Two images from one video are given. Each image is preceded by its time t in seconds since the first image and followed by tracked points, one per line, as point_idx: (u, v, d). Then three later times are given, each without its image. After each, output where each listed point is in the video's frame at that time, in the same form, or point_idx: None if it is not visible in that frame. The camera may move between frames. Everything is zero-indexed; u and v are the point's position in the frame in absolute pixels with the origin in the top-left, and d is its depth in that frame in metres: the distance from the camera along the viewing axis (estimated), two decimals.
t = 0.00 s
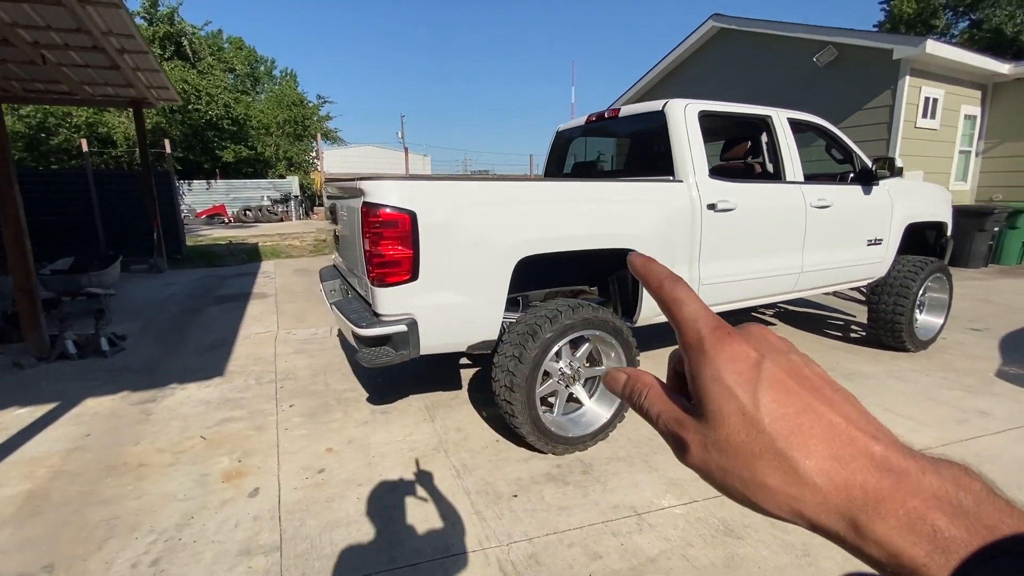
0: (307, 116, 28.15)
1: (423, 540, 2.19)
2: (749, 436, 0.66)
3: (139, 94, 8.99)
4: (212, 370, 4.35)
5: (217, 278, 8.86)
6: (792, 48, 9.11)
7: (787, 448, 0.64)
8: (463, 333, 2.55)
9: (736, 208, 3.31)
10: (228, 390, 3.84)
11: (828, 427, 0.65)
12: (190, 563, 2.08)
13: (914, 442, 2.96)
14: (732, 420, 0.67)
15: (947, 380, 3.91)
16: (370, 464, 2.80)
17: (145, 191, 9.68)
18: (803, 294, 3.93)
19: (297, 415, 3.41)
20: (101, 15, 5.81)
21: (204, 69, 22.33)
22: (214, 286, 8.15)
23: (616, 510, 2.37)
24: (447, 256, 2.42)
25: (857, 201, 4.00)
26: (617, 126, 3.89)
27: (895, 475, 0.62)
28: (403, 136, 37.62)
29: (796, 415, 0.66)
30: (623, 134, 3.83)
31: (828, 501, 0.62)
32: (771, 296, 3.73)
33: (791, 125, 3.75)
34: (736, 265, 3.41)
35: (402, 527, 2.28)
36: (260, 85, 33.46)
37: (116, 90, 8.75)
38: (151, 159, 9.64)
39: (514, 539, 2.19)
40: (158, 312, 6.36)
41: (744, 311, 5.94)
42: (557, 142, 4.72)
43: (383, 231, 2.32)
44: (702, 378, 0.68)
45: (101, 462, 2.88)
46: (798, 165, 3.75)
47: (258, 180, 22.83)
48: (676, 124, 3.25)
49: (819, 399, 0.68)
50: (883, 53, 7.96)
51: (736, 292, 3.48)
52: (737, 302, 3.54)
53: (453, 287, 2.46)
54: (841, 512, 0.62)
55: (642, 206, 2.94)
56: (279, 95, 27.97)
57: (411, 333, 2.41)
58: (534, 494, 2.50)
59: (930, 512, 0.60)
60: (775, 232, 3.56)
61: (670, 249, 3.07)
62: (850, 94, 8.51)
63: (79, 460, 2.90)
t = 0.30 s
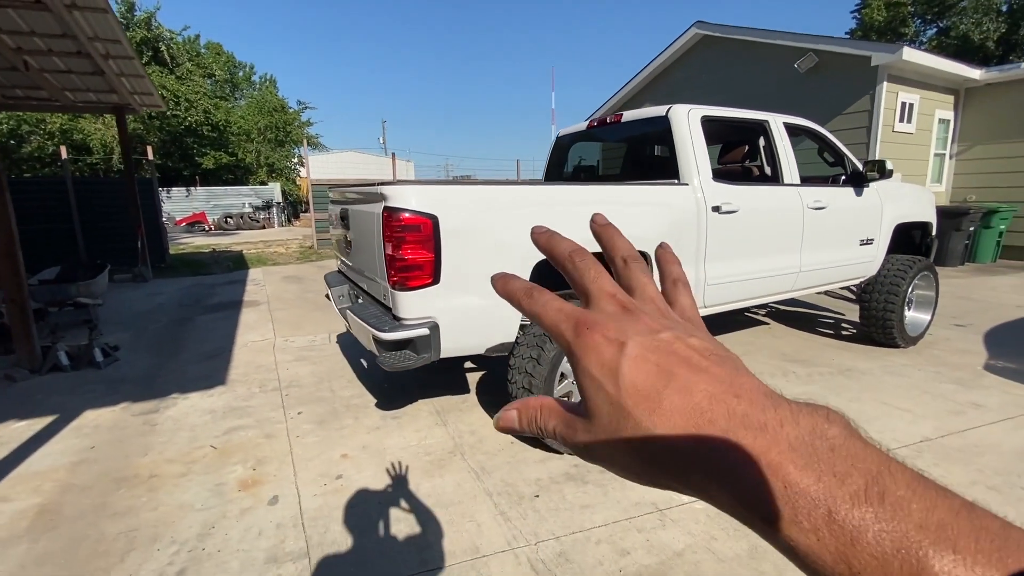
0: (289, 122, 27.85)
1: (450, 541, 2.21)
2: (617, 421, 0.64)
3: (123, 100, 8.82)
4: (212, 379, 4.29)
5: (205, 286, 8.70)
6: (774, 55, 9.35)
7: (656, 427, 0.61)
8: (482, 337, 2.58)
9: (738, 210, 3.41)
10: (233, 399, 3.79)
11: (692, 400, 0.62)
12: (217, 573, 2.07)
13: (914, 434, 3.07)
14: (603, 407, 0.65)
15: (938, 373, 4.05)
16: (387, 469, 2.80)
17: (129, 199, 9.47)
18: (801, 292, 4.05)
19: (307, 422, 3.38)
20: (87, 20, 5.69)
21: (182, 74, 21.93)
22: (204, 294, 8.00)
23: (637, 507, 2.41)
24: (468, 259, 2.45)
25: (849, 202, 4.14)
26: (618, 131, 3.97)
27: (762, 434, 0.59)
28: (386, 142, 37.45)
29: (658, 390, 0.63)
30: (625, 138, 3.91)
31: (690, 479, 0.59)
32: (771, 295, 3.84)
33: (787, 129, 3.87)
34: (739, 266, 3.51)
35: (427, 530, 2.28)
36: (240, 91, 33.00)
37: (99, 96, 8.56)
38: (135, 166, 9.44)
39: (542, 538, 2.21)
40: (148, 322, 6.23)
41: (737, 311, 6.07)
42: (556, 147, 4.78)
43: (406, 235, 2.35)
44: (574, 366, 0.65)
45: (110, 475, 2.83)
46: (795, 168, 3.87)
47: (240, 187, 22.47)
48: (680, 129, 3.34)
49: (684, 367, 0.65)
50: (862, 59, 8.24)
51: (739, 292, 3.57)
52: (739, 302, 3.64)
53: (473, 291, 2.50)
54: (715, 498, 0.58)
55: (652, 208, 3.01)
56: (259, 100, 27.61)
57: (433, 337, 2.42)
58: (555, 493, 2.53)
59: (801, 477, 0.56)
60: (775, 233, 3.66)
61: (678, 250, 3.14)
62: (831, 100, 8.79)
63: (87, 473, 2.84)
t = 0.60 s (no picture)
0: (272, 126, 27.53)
1: (472, 545, 2.22)
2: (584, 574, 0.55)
3: (107, 105, 8.65)
4: (211, 388, 4.22)
5: (193, 294, 8.55)
6: (758, 61, 9.55)
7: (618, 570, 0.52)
8: (496, 340, 2.60)
9: (738, 214, 3.49)
10: (235, 408, 3.75)
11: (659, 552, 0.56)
12: None
13: (910, 428, 3.17)
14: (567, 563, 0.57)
15: (927, 370, 4.19)
16: (400, 474, 2.79)
17: (112, 205, 9.27)
18: (796, 292, 4.15)
19: (313, 430, 3.36)
20: (73, 24, 5.58)
21: (163, 78, 21.56)
22: (192, 302, 7.86)
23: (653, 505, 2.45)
24: (483, 263, 2.47)
25: (841, 204, 4.26)
26: (618, 136, 4.04)
27: None
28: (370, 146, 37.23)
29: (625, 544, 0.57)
30: (626, 143, 3.98)
31: None
32: (768, 295, 3.93)
33: (782, 135, 3.98)
34: (739, 267, 3.59)
35: (447, 534, 2.29)
36: (220, 95, 32.51)
37: (82, 101, 8.39)
38: (119, 172, 9.25)
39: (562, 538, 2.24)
40: (138, 331, 6.11)
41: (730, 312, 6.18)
42: (554, 152, 4.84)
43: (421, 240, 2.37)
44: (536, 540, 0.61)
45: (115, 487, 2.77)
46: (790, 172, 3.98)
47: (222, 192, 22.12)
48: (682, 134, 3.42)
49: (672, 552, 0.56)
50: (843, 66, 8.48)
51: (739, 293, 3.65)
52: (739, 303, 3.72)
53: (487, 295, 2.52)
54: None
55: (658, 212, 3.06)
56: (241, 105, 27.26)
57: (449, 341, 2.44)
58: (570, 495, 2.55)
59: None
60: (772, 235, 3.76)
61: (682, 253, 3.21)
62: (813, 105, 9.03)
63: (91, 487, 2.78)
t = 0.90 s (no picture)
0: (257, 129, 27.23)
1: (482, 540, 2.25)
2: None
3: (91, 108, 8.52)
4: (207, 392, 4.19)
5: (181, 299, 8.43)
6: (742, 66, 9.77)
7: None
8: (501, 339, 2.65)
9: (732, 214, 3.59)
10: (234, 411, 3.73)
11: None
12: None
13: (899, 420, 3.28)
14: None
15: (913, 365, 4.33)
16: (406, 473, 2.81)
17: (97, 210, 9.12)
18: (786, 291, 4.27)
19: (316, 431, 3.36)
20: (61, 25, 5.51)
21: (145, 81, 21.23)
22: (180, 307, 7.76)
23: (657, 498, 2.51)
24: (489, 263, 2.51)
25: (828, 205, 4.39)
26: (613, 139, 4.13)
27: None
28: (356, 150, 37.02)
29: None
30: (621, 146, 4.06)
31: None
32: (760, 293, 4.04)
33: (772, 138, 4.10)
34: (733, 266, 3.69)
35: (457, 531, 2.32)
36: (203, 99, 32.07)
37: (65, 104, 8.25)
38: (104, 176, 9.11)
39: (571, 532, 2.28)
40: (127, 336, 6.02)
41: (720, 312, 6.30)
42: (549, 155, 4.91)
43: (429, 241, 2.40)
44: None
45: (118, 492, 2.75)
46: (780, 174, 4.10)
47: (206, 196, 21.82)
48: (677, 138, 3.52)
49: None
50: (824, 71, 8.72)
51: (733, 292, 3.75)
52: (733, 301, 3.81)
53: (494, 294, 2.56)
54: None
55: (656, 214, 3.14)
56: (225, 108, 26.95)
57: (457, 340, 2.48)
58: (576, 490, 2.60)
59: None
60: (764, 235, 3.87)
61: (679, 252, 3.28)
62: (796, 109, 9.26)
63: (92, 492, 2.75)
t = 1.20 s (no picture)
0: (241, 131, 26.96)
1: (489, 529, 2.32)
2: None
3: (76, 110, 8.40)
4: (205, 393, 4.20)
5: (169, 302, 8.35)
6: (726, 70, 9.99)
7: None
8: (503, 334, 2.73)
9: (721, 214, 3.71)
10: (234, 412, 3.75)
11: None
12: None
13: (883, 410, 3.43)
14: None
15: (894, 358, 4.50)
16: (410, 468, 2.88)
17: (82, 213, 8.99)
18: (773, 288, 4.42)
19: (318, 430, 3.41)
20: (48, 26, 5.46)
21: (126, 83, 20.91)
22: (170, 311, 7.69)
23: (655, 486, 2.61)
24: (492, 261, 2.59)
25: (813, 205, 4.56)
26: (606, 141, 4.24)
27: None
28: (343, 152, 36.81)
29: None
30: (614, 147, 4.17)
31: None
32: (748, 291, 4.18)
33: (758, 140, 4.25)
34: (723, 264, 3.81)
35: (464, 521, 2.39)
36: (185, 100, 31.63)
37: (50, 105, 8.14)
38: (89, 179, 8.99)
39: (574, 519, 2.37)
40: (118, 340, 5.96)
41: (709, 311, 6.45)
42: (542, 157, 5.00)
43: (435, 240, 2.48)
44: None
45: (123, 490, 2.77)
46: (766, 175, 4.25)
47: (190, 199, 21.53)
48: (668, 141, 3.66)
49: None
50: (805, 75, 8.97)
51: (723, 289, 3.88)
52: (722, 298, 3.94)
53: (496, 291, 2.64)
54: None
55: (650, 213, 3.24)
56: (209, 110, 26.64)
57: (461, 336, 2.55)
58: (577, 480, 2.69)
59: None
60: (752, 234, 4.00)
61: (672, 250, 3.39)
62: (779, 112, 9.50)
63: (97, 491, 2.76)
